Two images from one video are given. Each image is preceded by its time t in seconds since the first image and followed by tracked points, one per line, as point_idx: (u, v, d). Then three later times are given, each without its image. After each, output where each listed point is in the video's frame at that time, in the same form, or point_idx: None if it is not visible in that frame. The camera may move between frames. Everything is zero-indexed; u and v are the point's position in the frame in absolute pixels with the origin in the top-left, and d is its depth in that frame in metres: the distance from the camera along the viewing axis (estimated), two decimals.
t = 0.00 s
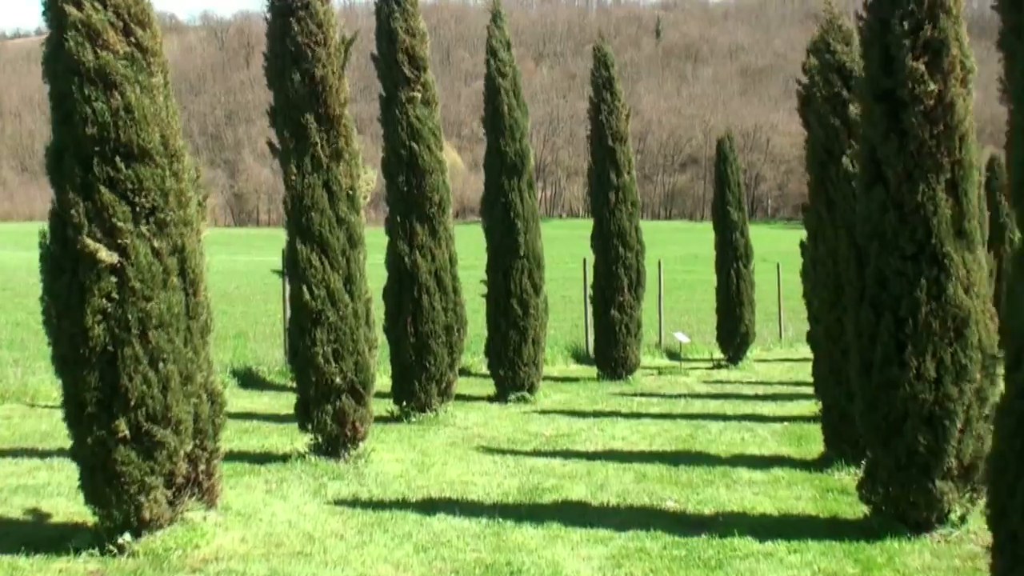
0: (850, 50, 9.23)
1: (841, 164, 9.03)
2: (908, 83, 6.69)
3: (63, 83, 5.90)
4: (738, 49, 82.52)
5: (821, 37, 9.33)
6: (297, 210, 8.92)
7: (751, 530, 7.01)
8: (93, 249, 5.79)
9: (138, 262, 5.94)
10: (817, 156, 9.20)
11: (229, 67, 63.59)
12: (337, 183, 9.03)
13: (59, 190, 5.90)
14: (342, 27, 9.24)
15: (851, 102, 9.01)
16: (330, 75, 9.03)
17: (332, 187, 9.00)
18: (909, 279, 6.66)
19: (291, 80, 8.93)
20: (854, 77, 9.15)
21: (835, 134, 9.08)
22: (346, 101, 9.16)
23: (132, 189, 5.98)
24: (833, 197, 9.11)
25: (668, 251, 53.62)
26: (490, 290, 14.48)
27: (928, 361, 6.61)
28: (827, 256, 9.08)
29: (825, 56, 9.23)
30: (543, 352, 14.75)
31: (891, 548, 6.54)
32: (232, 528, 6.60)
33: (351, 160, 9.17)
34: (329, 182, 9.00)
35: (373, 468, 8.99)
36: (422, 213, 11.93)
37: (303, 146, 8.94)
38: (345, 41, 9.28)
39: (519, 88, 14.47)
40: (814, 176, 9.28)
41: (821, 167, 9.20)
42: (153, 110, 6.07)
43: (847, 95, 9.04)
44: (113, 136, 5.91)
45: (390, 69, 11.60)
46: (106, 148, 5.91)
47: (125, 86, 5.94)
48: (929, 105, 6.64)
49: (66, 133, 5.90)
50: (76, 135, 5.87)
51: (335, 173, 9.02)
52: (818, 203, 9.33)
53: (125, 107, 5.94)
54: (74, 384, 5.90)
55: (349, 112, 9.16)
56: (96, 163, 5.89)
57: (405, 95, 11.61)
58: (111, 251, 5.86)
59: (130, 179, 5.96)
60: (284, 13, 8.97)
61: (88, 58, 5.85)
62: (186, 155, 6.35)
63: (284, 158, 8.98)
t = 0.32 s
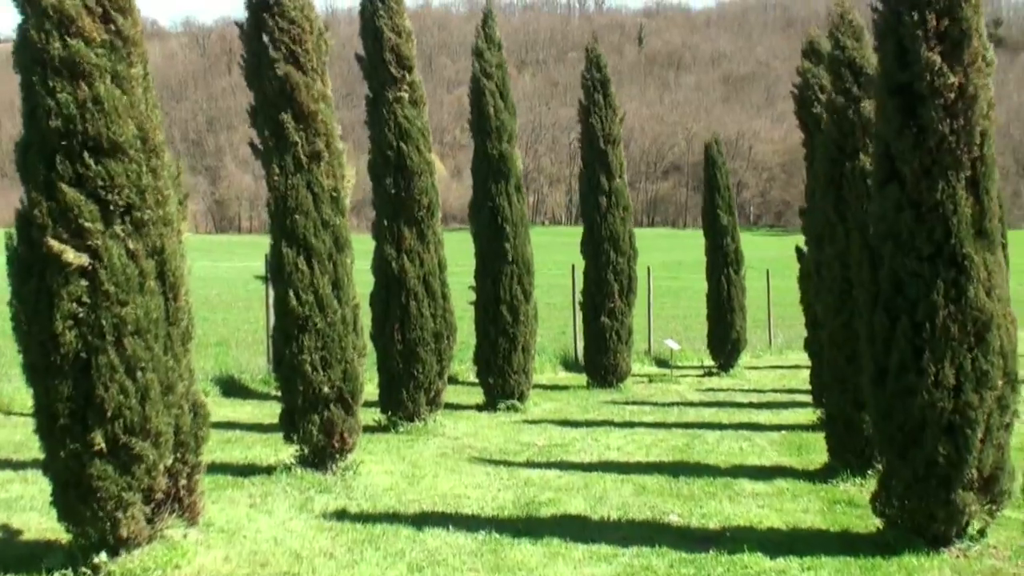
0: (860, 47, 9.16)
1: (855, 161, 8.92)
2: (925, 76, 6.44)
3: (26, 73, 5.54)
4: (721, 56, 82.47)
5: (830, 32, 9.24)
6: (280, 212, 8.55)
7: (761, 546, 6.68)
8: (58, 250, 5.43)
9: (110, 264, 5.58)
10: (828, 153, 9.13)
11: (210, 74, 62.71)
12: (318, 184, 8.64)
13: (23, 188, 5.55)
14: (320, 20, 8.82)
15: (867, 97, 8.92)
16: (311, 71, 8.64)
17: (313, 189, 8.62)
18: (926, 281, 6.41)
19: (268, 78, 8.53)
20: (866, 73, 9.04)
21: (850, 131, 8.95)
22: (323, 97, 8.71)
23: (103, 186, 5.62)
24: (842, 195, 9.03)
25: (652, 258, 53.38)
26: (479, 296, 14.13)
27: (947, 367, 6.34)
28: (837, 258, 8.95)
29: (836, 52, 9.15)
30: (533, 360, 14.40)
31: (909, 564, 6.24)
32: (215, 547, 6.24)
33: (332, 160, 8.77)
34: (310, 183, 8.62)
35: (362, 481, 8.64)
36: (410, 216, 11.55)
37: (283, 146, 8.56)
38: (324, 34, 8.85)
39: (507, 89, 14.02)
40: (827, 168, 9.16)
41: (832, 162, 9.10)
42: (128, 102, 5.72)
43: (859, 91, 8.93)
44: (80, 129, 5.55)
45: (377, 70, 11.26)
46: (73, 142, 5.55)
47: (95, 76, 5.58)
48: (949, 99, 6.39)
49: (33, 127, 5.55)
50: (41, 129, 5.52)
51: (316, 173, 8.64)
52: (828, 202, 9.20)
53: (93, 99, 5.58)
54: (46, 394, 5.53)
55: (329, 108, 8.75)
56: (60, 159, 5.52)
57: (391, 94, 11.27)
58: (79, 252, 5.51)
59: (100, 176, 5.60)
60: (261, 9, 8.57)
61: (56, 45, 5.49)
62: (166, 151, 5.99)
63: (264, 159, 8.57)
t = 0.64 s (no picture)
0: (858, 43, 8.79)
1: (848, 163, 8.61)
2: (936, 73, 6.10)
3: (14, 64, 5.20)
4: (703, 56, 82.37)
5: (827, 30, 8.95)
6: (261, 215, 8.20)
7: (768, 563, 6.40)
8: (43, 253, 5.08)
9: (91, 271, 5.24)
10: (824, 153, 8.78)
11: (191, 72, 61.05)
12: (305, 185, 8.31)
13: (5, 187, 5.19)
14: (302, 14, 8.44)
15: (865, 97, 8.61)
16: (292, 68, 8.30)
17: (299, 190, 8.30)
18: (937, 288, 6.06)
19: (246, 75, 8.19)
20: (864, 71, 8.69)
21: (846, 131, 8.67)
22: (306, 94, 8.37)
23: (92, 188, 5.28)
24: (837, 198, 8.63)
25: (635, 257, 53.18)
26: (466, 298, 13.78)
27: (959, 378, 6.00)
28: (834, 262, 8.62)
29: (832, 50, 8.82)
30: (521, 364, 14.10)
31: None
32: (194, 570, 5.89)
33: (319, 160, 8.43)
34: (297, 183, 8.29)
35: (348, 494, 8.31)
36: (396, 218, 11.19)
37: (264, 146, 8.23)
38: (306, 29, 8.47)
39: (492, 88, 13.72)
40: (823, 170, 8.81)
41: (828, 164, 8.75)
42: (120, 100, 5.41)
43: (856, 90, 8.62)
44: (74, 127, 5.22)
45: (362, 67, 10.91)
46: (61, 140, 5.21)
47: (95, 71, 5.28)
48: (960, 97, 6.05)
49: (18, 122, 5.20)
50: (28, 125, 5.17)
51: (303, 174, 8.30)
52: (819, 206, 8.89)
53: (95, 96, 5.29)
54: (14, 411, 5.17)
55: (312, 107, 8.41)
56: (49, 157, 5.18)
57: (375, 93, 10.89)
58: (62, 257, 5.16)
59: (91, 177, 5.27)
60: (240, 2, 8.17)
61: (52, 36, 5.17)
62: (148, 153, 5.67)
63: (245, 163, 8.25)
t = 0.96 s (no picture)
0: (859, 37, 8.49)
1: (850, 160, 8.25)
2: (955, 64, 5.81)
3: None
4: (686, 61, 82.29)
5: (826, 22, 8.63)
6: (244, 216, 7.82)
7: None
8: None
9: (48, 276, 4.86)
10: (822, 154, 8.46)
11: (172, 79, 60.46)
12: (289, 186, 7.95)
13: None
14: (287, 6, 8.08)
15: (860, 92, 8.31)
16: (278, 62, 7.97)
17: (284, 191, 7.93)
18: (951, 291, 5.75)
19: (233, 69, 7.82)
20: (865, 66, 8.39)
21: (842, 129, 8.35)
22: (291, 91, 8.02)
23: (42, 184, 4.89)
24: (843, 197, 8.30)
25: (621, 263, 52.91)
26: (451, 303, 13.40)
27: (975, 386, 5.67)
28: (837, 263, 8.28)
29: (832, 44, 8.53)
30: (509, 371, 13.78)
31: None
32: None
33: (303, 159, 8.07)
34: (280, 185, 7.93)
35: (331, 509, 7.95)
36: (379, 221, 10.86)
37: (250, 144, 7.84)
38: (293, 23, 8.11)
39: (472, 88, 13.34)
40: (821, 171, 8.49)
41: (828, 164, 8.42)
42: (68, 87, 5.01)
43: (853, 86, 8.32)
44: (15, 118, 4.83)
45: (343, 65, 10.54)
46: (5, 133, 4.82)
47: (31, 58, 4.87)
48: (978, 89, 5.76)
49: None
50: None
51: (286, 174, 7.94)
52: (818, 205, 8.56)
53: (31, 85, 4.86)
54: None
55: (297, 104, 8.07)
56: None
57: (357, 91, 10.52)
58: (14, 260, 4.78)
59: (40, 172, 4.88)
60: None
61: None
62: (108, 145, 5.28)
63: (228, 162, 7.85)
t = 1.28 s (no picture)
0: (871, 34, 8.20)
1: (861, 160, 8.09)
2: (964, 65, 5.52)
3: None
4: (667, 61, 82.16)
5: (839, 17, 8.35)
6: (217, 220, 7.48)
7: None
8: None
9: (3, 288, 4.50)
10: (832, 152, 8.25)
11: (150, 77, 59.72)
12: (264, 188, 7.59)
13: None
14: None
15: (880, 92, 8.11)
16: (261, 58, 7.61)
17: (258, 193, 7.58)
18: (972, 301, 5.47)
19: (213, 65, 7.46)
20: (876, 65, 8.14)
21: (855, 129, 8.16)
22: (275, 89, 7.70)
23: None
24: (847, 199, 8.11)
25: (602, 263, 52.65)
26: (435, 307, 13.08)
27: (998, 402, 5.40)
28: (839, 268, 8.07)
29: (844, 41, 8.22)
30: (494, 376, 13.47)
31: None
32: None
33: (280, 160, 7.72)
34: (255, 187, 7.57)
35: (313, 526, 7.62)
36: (359, 225, 10.47)
37: (224, 144, 7.49)
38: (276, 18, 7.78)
39: (458, 86, 12.99)
40: (829, 171, 8.25)
41: (835, 164, 8.20)
42: (20, 86, 4.67)
43: (868, 85, 8.08)
44: None
45: (326, 63, 10.19)
46: None
47: None
48: (990, 90, 5.47)
49: None
50: None
51: (262, 176, 7.58)
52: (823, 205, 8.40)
53: None
54: None
55: (280, 103, 7.72)
56: None
57: (341, 89, 10.20)
58: None
59: None
60: None
61: None
62: (68, 147, 4.95)
63: (203, 163, 7.49)
